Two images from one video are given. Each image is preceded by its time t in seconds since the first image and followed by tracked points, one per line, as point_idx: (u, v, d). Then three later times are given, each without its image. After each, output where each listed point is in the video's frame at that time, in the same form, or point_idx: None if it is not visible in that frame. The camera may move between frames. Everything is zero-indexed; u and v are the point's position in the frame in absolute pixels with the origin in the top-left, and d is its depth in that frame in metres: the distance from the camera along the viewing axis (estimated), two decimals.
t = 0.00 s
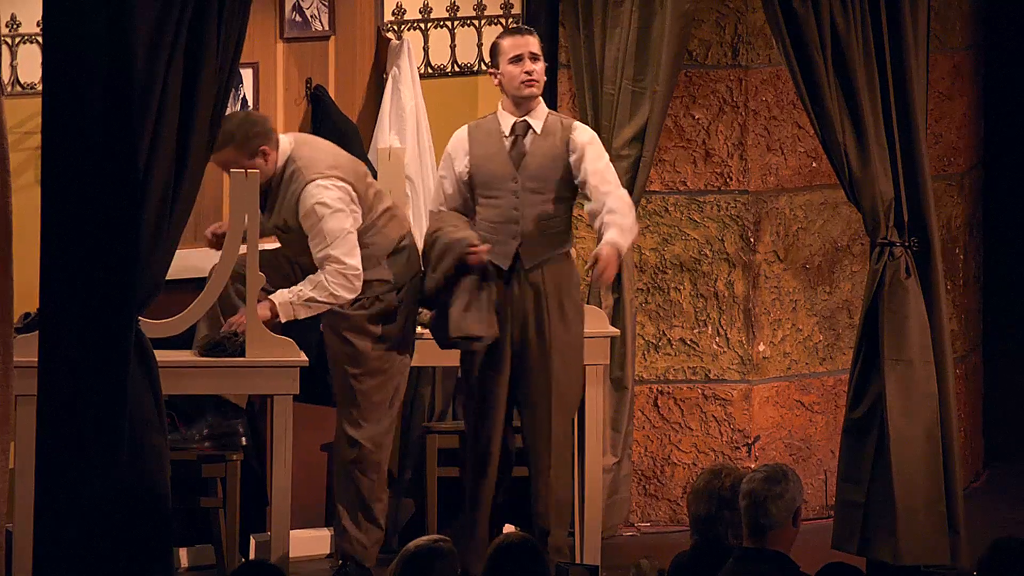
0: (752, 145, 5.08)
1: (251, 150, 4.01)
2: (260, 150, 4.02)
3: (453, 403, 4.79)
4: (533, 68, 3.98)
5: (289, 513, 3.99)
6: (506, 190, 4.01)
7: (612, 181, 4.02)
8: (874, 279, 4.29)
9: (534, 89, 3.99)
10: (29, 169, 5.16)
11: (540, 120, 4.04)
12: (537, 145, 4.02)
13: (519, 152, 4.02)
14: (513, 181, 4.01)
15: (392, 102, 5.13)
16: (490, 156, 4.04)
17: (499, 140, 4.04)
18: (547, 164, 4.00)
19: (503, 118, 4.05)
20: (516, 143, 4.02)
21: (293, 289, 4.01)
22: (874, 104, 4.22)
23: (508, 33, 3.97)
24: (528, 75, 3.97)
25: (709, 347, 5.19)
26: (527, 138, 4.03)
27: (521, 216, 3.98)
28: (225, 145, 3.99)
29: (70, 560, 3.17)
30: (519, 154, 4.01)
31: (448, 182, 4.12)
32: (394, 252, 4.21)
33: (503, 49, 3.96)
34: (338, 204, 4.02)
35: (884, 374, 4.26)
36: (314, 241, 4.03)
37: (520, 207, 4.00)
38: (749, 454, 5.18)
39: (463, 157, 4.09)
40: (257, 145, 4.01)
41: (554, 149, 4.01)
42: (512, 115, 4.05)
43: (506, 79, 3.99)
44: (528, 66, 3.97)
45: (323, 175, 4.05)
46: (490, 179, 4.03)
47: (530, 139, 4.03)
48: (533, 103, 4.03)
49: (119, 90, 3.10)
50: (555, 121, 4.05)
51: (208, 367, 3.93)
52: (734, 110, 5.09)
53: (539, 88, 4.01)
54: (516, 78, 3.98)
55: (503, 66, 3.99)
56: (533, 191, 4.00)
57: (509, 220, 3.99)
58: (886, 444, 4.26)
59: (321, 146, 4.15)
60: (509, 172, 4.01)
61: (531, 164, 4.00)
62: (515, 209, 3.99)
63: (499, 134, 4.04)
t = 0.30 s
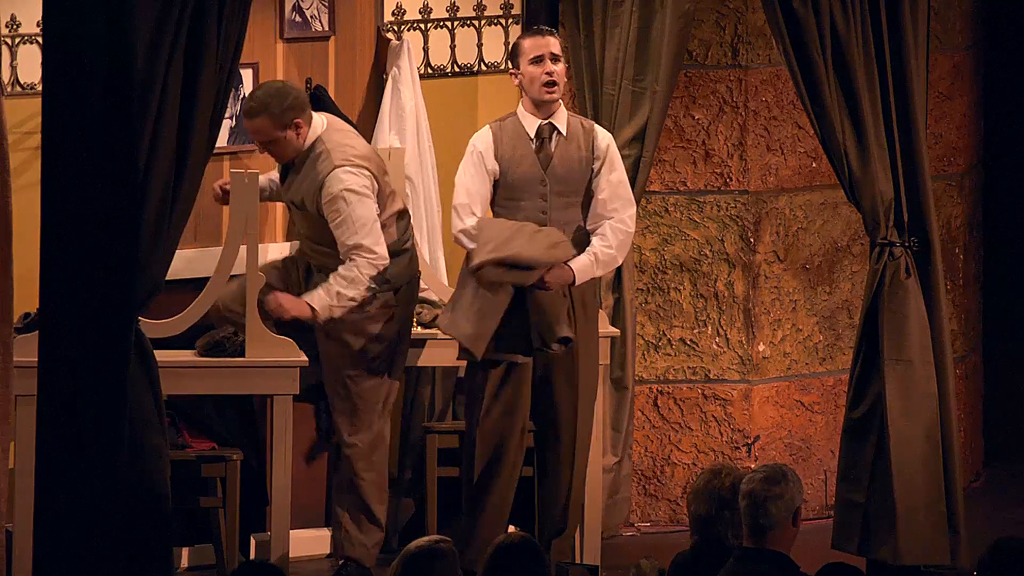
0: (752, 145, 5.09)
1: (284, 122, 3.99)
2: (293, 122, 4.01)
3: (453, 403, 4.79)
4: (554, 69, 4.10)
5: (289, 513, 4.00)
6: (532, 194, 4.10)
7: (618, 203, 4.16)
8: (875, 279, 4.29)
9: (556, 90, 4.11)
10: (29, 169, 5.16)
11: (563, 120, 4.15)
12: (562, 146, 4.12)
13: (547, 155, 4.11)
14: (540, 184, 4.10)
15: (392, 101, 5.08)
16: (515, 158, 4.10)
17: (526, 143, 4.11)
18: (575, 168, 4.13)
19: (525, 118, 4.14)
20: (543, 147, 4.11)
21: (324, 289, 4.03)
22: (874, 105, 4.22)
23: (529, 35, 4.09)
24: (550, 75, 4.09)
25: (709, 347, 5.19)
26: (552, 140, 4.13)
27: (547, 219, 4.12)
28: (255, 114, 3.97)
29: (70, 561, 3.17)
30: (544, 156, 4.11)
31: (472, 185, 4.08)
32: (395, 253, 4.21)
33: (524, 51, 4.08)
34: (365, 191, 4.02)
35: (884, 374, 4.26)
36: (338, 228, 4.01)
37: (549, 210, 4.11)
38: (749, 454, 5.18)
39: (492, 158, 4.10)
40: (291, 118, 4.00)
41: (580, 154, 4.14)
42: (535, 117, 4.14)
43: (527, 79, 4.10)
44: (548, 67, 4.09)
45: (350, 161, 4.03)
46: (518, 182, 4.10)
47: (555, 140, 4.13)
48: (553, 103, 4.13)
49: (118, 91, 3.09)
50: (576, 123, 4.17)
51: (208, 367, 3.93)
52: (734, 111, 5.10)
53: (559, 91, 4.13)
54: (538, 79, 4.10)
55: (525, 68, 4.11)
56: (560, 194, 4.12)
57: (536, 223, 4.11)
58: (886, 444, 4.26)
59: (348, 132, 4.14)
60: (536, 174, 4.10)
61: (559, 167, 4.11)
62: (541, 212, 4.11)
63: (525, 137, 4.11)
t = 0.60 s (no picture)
0: (752, 145, 5.09)
1: (312, 102, 4.03)
2: (319, 103, 4.05)
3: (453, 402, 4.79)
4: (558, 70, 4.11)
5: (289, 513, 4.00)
6: (538, 195, 4.11)
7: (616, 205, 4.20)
8: (875, 279, 4.29)
9: (559, 90, 4.11)
10: (29, 169, 5.15)
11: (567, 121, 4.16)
12: (566, 148, 4.13)
13: (551, 156, 4.12)
14: (546, 186, 4.11)
15: (392, 101, 5.07)
16: (519, 159, 4.10)
17: (530, 144, 4.11)
18: (578, 169, 4.14)
19: (528, 120, 4.13)
20: (548, 149, 4.12)
21: (357, 284, 4.00)
22: (874, 105, 4.22)
23: (531, 35, 4.10)
24: (556, 75, 4.10)
25: (709, 347, 5.19)
26: (556, 142, 4.14)
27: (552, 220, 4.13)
28: (283, 91, 3.98)
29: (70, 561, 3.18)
30: (550, 157, 4.12)
31: (487, 186, 4.08)
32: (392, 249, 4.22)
33: (526, 51, 4.08)
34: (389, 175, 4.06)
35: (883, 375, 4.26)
36: (370, 207, 4.01)
37: (554, 212, 4.13)
38: (749, 454, 5.18)
39: (500, 159, 4.09)
40: (318, 98, 4.05)
41: (584, 155, 4.16)
42: (538, 117, 4.14)
43: (528, 79, 4.11)
44: (551, 67, 4.09)
45: (373, 145, 4.08)
46: (524, 184, 4.10)
47: (559, 141, 4.14)
48: (554, 104, 4.13)
49: (117, 91, 3.08)
50: (577, 123, 4.18)
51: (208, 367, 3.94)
52: (734, 110, 5.10)
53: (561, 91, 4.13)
54: (539, 80, 4.10)
55: (527, 68, 4.11)
56: (564, 196, 4.13)
57: (541, 226, 4.13)
58: (886, 445, 4.26)
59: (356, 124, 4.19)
60: (543, 175, 4.10)
61: (564, 169, 4.12)
62: (547, 215, 4.13)
63: (529, 139, 4.11)
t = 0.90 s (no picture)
0: (752, 145, 5.08)
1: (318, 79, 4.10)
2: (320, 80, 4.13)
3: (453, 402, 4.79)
4: (533, 70, 4.14)
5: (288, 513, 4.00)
6: (521, 192, 4.17)
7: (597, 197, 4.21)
8: (875, 279, 4.29)
9: (534, 90, 4.16)
10: (29, 168, 5.16)
11: (545, 120, 4.21)
12: (545, 146, 4.19)
13: (532, 154, 4.18)
14: (528, 184, 4.17)
15: (392, 102, 5.05)
16: (502, 159, 4.16)
17: (511, 144, 4.17)
18: (561, 167, 4.20)
19: (507, 118, 4.20)
20: (529, 147, 4.18)
21: (398, 238, 4.17)
22: (874, 105, 4.22)
23: (511, 35, 4.12)
24: (529, 76, 4.14)
25: (709, 347, 5.19)
26: (537, 140, 4.19)
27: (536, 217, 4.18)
28: (299, 73, 4.02)
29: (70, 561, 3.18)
30: (530, 156, 4.17)
31: (458, 185, 4.15)
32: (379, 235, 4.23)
33: (504, 52, 4.11)
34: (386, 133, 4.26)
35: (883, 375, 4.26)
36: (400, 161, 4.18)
37: (538, 209, 4.18)
38: (749, 454, 5.18)
39: (477, 160, 4.16)
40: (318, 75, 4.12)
41: (564, 152, 4.21)
42: (517, 117, 4.20)
43: (506, 80, 4.15)
44: (527, 68, 4.13)
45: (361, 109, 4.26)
46: (505, 183, 4.16)
47: (539, 140, 4.19)
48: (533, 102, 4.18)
49: (117, 91, 3.08)
50: (557, 121, 4.23)
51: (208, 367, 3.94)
52: (734, 110, 5.10)
53: (536, 90, 4.17)
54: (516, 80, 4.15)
55: (503, 69, 4.15)
56: (547, 194, 4.19)
57: (525, 222, 4.18)
58: (886, 444, 4.26)
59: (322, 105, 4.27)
60: (524, 174, 4.16)
61: (546, 167, 4.18)
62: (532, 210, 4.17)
63: (510, 139, 4.17)
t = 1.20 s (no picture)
0: (752, 145, 5.08)
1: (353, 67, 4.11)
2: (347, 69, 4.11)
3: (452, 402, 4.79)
4: (507, 74, 4.10)
5: (288, 514, 4.00)
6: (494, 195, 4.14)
7: (567, 209, 4.16)
8: (875, 279, 4.29)
9: (507, 95, 4.11)
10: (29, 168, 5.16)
11: (519, 123, 4.17)
12: (518, 150, 4.15)
13: (505, 156, 4.14)
14: (501, 187, 4.13)
15: (393, 101, 4.97)
16: (476, 159, 4.14)
17: (484, 146, 4.14)
18: (534, 171, 4.16)
19: (480, 121, 4.16)
20: (502, 149, 4.15)
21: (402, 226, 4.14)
22: (874, 105, 4.22)
23: (487, 38, 4.06)
24: (502, 79, 4.09)
25: (709, 347, 5.19)
26: (511, 144, 4.16)
27: (508, 220, 4.15)
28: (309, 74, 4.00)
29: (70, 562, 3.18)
30: (502, 160, 4.14)
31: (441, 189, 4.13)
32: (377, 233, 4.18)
33: (479, 53, 4.06)
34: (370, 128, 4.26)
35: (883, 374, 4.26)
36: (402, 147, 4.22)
37: (509, 212, 4.15)
38: (749, 454, 5.18)
39: (453, 161, 4.14)
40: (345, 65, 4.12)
41: (539, 157, 4.17)
42: (492, 120, 4.16)
43: (479, 82, 4.12)
44: (500, 72, 4.08)
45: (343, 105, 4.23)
46: (477, 185, 4.14)
47: (513, 143, 4.16)
48: (508, 106, 4.13)
49: (116, 90, 3.08)
50: (533, 124, 4.19)
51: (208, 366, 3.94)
52: (734, 110, 5.10)
53: (512, 94, 4.13)
54: (489, 84, 4.10)
55: (478, 71, 4.11)
56: (519, 197, 4.15)
57: (497, 227, 4.15)
58: (886, 444, 4.26)
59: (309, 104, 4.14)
60: (495, 177, 4.13)
61: (518, 170, 4.14)
62: (503, 213, 4.14)
63: (484, 143, 4.14)
